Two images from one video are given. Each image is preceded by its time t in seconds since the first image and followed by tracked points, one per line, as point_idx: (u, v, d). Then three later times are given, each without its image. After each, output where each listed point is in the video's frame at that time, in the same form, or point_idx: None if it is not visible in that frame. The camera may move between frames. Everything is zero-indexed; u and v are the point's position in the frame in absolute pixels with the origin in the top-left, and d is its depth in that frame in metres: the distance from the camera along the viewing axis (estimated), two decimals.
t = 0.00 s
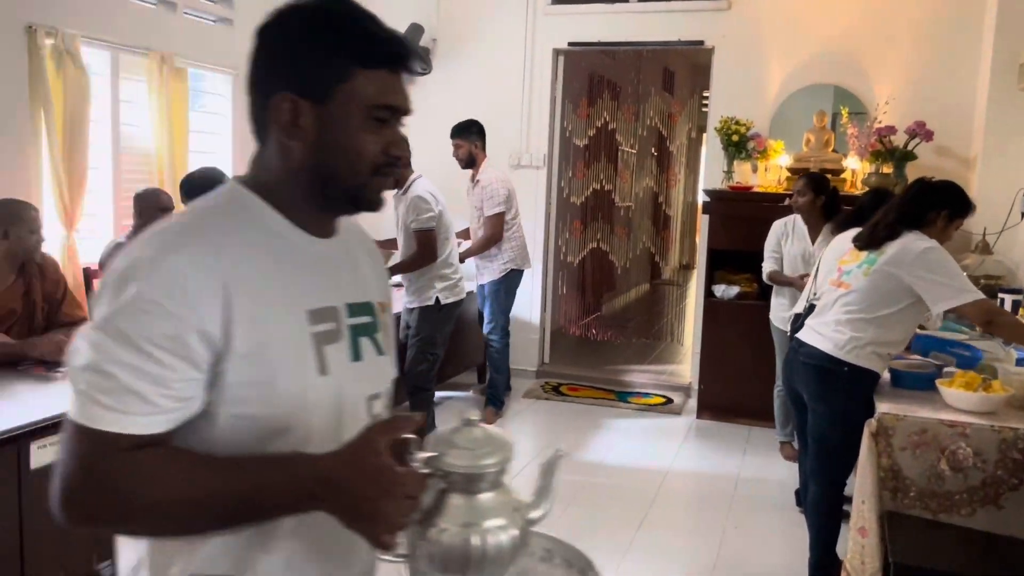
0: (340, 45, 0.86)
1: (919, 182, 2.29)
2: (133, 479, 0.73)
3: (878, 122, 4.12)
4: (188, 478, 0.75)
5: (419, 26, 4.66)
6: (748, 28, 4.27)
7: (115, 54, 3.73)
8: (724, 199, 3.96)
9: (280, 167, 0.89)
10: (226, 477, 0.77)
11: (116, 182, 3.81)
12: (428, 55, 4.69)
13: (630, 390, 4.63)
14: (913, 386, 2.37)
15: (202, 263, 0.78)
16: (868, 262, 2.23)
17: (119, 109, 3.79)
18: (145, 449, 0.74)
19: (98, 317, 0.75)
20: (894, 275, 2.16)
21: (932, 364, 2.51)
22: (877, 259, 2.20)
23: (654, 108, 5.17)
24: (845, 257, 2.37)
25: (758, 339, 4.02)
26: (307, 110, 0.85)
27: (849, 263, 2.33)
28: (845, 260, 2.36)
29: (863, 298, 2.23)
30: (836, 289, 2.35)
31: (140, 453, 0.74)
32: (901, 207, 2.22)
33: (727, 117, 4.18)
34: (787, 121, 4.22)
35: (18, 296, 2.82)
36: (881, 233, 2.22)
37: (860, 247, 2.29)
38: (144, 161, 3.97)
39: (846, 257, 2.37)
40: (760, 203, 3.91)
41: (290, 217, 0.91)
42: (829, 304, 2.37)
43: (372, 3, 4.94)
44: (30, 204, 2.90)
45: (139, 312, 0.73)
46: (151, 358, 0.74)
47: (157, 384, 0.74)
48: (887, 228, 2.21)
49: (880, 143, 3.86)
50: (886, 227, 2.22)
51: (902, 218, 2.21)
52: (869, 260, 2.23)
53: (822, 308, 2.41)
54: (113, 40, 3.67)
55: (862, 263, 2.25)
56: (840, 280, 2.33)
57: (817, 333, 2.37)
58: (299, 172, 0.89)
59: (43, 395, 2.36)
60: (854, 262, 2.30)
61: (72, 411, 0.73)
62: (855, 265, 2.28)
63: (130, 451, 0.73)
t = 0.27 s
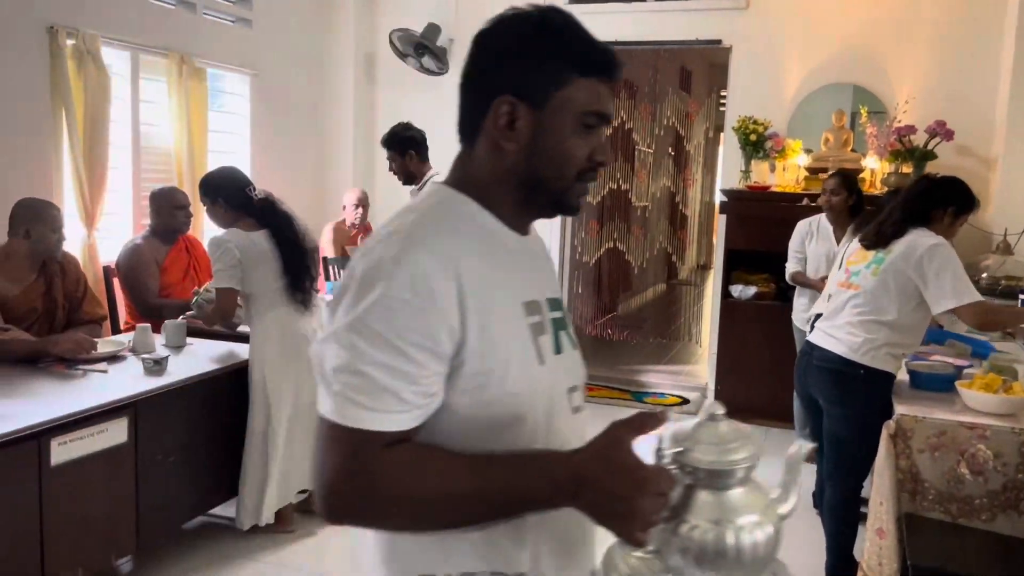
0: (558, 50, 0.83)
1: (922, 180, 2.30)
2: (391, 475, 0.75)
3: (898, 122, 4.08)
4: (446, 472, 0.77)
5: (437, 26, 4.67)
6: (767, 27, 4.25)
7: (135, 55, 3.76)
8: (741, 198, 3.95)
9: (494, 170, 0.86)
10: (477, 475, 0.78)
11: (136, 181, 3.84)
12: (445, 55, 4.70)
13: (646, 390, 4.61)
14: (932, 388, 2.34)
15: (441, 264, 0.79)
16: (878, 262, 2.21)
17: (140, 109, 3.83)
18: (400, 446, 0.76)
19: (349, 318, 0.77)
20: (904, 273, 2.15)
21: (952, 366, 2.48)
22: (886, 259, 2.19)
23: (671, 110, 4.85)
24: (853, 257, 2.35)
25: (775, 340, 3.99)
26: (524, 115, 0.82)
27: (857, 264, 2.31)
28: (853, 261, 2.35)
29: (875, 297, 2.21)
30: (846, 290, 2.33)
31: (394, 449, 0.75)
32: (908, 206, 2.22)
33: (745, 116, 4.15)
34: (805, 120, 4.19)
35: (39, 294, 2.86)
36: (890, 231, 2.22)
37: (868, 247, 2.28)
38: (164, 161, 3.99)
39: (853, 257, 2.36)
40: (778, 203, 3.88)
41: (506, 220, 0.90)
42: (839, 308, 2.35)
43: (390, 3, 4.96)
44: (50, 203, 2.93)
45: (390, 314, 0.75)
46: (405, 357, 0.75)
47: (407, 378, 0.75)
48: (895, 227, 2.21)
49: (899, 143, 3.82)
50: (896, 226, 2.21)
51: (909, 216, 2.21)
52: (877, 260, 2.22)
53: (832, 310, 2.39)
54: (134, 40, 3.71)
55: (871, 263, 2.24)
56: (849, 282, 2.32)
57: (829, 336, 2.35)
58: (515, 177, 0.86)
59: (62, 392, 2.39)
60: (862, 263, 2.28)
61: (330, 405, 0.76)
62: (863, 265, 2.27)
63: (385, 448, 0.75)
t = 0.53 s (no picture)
0: (718, 37, 0.76)
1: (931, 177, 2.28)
2: (591, 491, 0.68)
3: (923, 121, 4.04)
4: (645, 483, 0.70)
5: (458, 27, 4.68)
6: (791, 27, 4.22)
7: (161, 56, 3.80)
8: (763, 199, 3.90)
9: (656, 171, 0.80)
10: (686, 486, 0.70)
11: (162, 181, 3.88)
12: (467, 55, 4.71)
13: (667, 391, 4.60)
14: (960, 391, 2.31)
15: (620, 259, 0.73)
16: (891, 265, 2.19)
17: (165, 109, 3.87)
18: (596, 460, 0.69)
19: (530, 329, 0.71)
20: (920, 275, 2.13)
21: (980, 369, 2.45)
22: (898, 261, 2.17)
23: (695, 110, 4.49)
24: (864, 260, 2.32)
25: (798, 341, 3.97)
26: (689, 113, 0.75)
27: (869, 267, 2.29)
28: (864, 264, 2.32)
29: (893, 302, 2.19)
30: (861, 294, 2.30)
31: (591, 464, 0.69)
32: (917, 207, 2.20)
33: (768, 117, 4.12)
34: (828, 120, 4.16)
35: (67, 293, 2.89)
36: (900, 231, 2.20)
37: (879, 249, 2.26)
38: (189, 161, 4.03)
39: (863, 260, 2.33)
40: (801, 203, 3.86)
41: (671, 223, 0.83)
42: (857, 313, 2.31)
43: (412, 4, 4.97)
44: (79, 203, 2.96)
45: (575, 317, 0.69)
46: (590, 364, 0.68)
47: (593, 388, 0.69)
48: (905, 227, 2.19)
49: (925, 142, 3.78)
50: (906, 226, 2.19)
51: (917, 216, 2.20)
52: (891, 262, 2.20)
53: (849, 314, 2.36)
54: (159, 42, 3.75)
55: (885, 266, 2.22)
56: (864, 286, 2.29)
57: (850, 342, 2.32)
58: (678, 178, 0.80)
59: (90, 390, 2.43)
60: (875, 266, 2.26)
61: (517, 422, 0.71)
62: (877, 268, 2.25)
63: (581, 463, 0.68)
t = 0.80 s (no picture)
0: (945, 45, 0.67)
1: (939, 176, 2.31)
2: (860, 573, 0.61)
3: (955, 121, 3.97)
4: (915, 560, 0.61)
5: (484, 26, 4.69)
6: (819, 25, 4.18)
7: (189, 57, 3.84)
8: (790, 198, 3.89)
9: (872, 195, 0.70)
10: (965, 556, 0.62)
11: (191, 181, 3.92)
12: (491, 55, 4.71)
13: (692, 393, 4.57)
14: (994, 395, 2.26)
15: (866, 299, 0.65)
16: (914, 268, 2.15)
17: (194, 110, 3.90)
18: (856, 530, 0.62)
19: (764, 384, 0.64)
20: (945, 275, 2.10)
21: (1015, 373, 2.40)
22: (921, 264, 2.15)
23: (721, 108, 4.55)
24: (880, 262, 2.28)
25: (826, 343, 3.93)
26: (916, 132, 0.66)
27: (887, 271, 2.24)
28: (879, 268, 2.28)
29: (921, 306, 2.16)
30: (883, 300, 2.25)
31: (850, 536, 0.62)
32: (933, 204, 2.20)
33: (795, 116, 4.07)
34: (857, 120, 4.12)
35: (98, 292, 2.91)
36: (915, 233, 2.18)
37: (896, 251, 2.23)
38: (217, 161, 4.07)
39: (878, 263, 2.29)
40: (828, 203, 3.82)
41: (889, 256, 0.73)
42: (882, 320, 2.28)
43: (438, 4, 4.99)
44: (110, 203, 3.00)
45: (822, 373, 0.61)
46: (838, 424, 0.61)
47: (845, 452, 0.61)
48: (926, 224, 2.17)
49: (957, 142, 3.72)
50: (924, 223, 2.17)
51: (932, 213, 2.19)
52: (912, 265, 2.16)
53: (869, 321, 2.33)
54: (189, 43, 3.79)
55: (907, 269, 2.17)
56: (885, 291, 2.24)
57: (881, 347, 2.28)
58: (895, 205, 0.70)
59: (121, 387, 2.46)
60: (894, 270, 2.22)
61: (753, 489, 0.64)
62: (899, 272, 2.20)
63: (840, 538, 0.61)
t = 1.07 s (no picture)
0: None
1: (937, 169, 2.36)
2: None
3: (990, 119, 3.88)
4: None
5: (511, 26, 4.68)
6: (851, 22, 4.12)
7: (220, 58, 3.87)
8: (821, 197, 3.84)
9: None
10: None
11: (221, 180, 3.95)
12: (519, 54, 4.70)
13: (720, 394, 4.53)
14: None
15: None
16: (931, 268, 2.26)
17: (224, 110, 3.93)
18: None
19: None
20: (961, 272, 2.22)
21: None
22: (938, 263, 2.25)
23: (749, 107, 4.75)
24: (896, 265, 2.36)
25: (857, 344, 3.87)
26: None
27: (903, 273, 2.33)
28: (895, 268, 2.37)
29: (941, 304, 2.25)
30: (903, 302, 2.32)
31: None
32: (932, 202, 2.27)
33: (826, 114, 4.01)
34: (889, 118, 4.05)
35: (130, 289, 2.93)
36: (918, 240, 2.28)
37: (909, 252, 2.32)
38: (246, 160, 4.10)
39: (893, 263, 2.37)
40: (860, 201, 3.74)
41: None
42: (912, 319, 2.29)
43: (465, 3, 4.99)
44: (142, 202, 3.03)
45: None
46: None
47: None
48: (932, 223, 2.26)
49: (993, 140, 3.64)
50: (929, 222, 2.26)
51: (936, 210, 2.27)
52: (928, 265, 2.27)
53: (889, 320, 2.38)
54: (218, 43, 3.81)
55: (924, 270, 2.28)
56: (904, 292, 2.32)
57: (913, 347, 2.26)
58: None
59: (151, 385, 2.48)
60: (910, 271, 2.31)
61: None
62: (915, 274, 2.30)
63: None
